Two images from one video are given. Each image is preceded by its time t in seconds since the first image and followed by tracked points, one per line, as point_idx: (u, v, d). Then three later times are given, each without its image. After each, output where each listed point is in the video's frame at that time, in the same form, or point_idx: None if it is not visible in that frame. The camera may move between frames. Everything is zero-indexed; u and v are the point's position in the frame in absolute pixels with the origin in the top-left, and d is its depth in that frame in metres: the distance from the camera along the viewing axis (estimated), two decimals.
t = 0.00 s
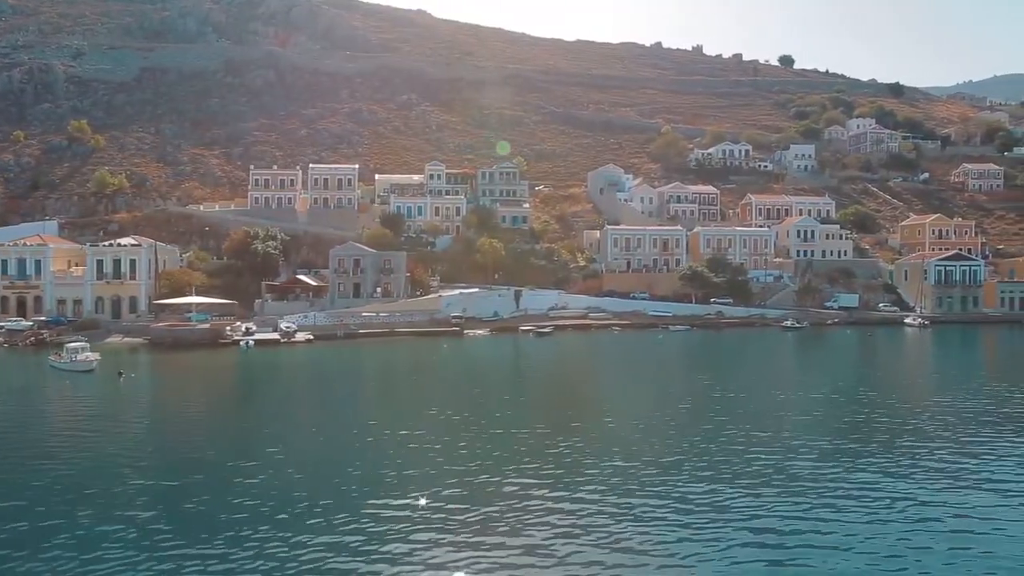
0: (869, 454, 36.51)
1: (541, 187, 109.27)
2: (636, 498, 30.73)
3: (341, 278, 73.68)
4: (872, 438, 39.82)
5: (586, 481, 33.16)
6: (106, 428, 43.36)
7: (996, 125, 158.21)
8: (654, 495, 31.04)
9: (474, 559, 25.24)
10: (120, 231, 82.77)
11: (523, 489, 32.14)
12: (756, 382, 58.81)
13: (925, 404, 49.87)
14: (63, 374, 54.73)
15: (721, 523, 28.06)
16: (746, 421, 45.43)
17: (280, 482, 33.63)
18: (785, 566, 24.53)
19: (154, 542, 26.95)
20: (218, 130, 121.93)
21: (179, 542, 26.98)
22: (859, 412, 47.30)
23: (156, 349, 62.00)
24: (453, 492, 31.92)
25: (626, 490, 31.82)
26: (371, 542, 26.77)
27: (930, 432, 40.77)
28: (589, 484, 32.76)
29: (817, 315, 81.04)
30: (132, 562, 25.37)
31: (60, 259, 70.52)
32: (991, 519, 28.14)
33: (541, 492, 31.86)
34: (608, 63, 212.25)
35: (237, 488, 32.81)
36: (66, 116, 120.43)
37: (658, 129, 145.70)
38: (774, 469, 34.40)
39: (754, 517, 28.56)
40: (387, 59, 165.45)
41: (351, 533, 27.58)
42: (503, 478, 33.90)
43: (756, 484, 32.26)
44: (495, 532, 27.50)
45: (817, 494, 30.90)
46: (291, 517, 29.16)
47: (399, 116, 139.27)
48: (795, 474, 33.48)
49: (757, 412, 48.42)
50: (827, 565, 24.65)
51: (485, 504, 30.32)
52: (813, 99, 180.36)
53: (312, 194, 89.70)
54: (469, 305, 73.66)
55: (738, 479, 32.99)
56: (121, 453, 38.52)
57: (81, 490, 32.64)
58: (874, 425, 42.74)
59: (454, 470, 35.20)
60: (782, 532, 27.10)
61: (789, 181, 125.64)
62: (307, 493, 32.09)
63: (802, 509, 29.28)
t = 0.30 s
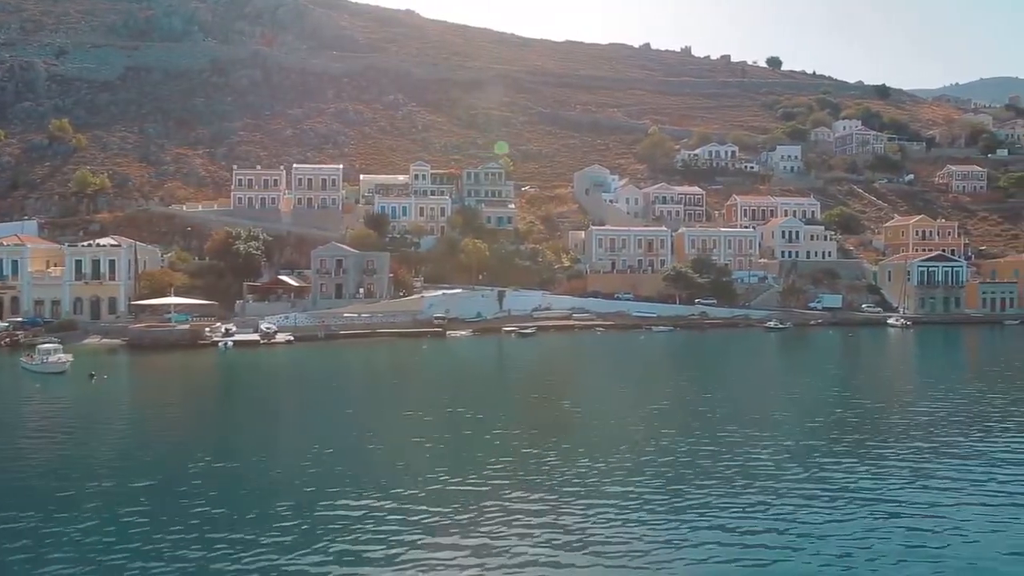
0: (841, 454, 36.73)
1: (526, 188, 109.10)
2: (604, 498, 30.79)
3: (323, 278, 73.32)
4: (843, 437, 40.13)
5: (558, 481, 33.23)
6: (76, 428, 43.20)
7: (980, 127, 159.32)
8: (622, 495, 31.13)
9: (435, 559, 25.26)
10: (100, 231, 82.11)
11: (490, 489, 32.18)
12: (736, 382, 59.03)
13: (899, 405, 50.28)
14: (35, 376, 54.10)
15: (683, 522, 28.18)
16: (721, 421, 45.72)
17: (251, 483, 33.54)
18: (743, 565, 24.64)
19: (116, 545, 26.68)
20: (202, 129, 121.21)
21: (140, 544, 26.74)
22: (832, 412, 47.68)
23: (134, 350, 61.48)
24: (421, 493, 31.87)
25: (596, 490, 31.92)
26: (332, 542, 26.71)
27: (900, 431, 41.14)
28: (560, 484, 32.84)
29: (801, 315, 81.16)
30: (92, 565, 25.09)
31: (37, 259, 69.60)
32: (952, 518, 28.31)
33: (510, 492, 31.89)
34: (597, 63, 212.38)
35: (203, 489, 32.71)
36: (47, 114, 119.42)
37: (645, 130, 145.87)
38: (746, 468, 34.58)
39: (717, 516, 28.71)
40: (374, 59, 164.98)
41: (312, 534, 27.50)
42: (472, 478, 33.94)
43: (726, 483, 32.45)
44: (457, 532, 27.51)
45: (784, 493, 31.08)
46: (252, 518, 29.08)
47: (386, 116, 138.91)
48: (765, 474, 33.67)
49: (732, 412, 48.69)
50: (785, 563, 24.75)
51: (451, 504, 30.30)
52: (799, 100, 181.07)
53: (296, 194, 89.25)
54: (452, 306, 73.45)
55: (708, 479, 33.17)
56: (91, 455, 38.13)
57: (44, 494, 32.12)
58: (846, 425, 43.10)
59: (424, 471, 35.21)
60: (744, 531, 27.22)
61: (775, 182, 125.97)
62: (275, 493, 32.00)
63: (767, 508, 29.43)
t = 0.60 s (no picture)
0: (813, 454, 36.66)
1: (511, 189, 108.88)
2: (566, 498, 30.60)
3: (303, 279, 72.82)
4: (816, 437, 40.24)
5: (524, 482, 33.04)
6: (42, 430, 42.91)
7: (962, 130, 160.53)
8: (585, 496, 30.95)
9: (393, 560, 25.03)
10: (79, 231, 81.31)
11: (458, 490, 31.94)
12: (714, 382, 58.98)
13: (875, 405, 50.42)
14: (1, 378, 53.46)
15: (642, 522, 28.10)
16: (698, 421, 45.76)
17: (219, 484, 33.27)
18: (696, 564, 24.54)
19: (74, 548, 26.36)
20: (184, 129, 120.34)
21: (99, 547, 26.39)
22: (808, 413, 47.79)
23: (110, 352, 60.79)
24: (384, 494, 31.59)
25: (560, 490, 31.76)
26: (290, 544, 26.43)
27: (873, 431, 41.31)
28: (525, 485, 32.64)
29: (783, 316, 81.21)
30: (47, 569, 24.71)
31: (13, 259, 69.52)
32: (911, 516, 28.22)
33: (473, 492, 31.63)
34: (583, 64, 212.57)
35: (163, 491, 32.43)
36: (27, 113, 118.25)
37: (631, 130, 145.98)
38: (715, 468, 34.53)
39: (677, 515, 28.65)
40: (359, 59, 164.43)
41: (264, 536, 27.25)
42: (441, 478, 33.73)
43: (692, 483, 32.37)
44: (413, 533, 27.27)
45: (748, 493, 31.02)
46: (208, 520, 28.82)
47: (371, 117, 138.42)
48: (734, 473, 33.61)
49: (709, 413, 48.71)
50: (738, 562, 24.66)
51: (412, 506, 30.03)
52: (784, 102, 181.87)
53: (278, 194, 88.66)
54: (434, 307, 73.15)
55: (675, 478, 33.09)
56: (58, 458, 37.63)
57: (3, 499, 31.54)
58: (821, 425, 43.23)
59: (396, 472, 34.99)
60: (702, 530, 27.14)
61: (759, 183, 126.26)
62: (236, 495, 31.71)
63: (729, 508, 29.35)
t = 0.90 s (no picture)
0: (783, 455, 36.54)
1: (494, 189, 108.66)
2: (524, 499, 30.33)
3: (282, 279, 72.30)
4: (787, 437, 40.29)
5: (486, 484, 32.71)
6: (3, 431, 42.39)
7: (944, 132, 161.78)
8: (545, 496, 30.69)
9: (347, 562, 24.64)
10: (55, 231, 80.41)
11: (422, 491, 31.63)
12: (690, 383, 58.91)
13: (849, 406, 50.57)
14: None
15: (602, 522, 27.84)
16: (671, 422, 45.71)
17: (181, 486, 32.91)
18: (644, 563, 24.31)
19: (26, 552, 25.90)
20: (165, 128, 119.41)
21: (52, 551, 25.94)
22: (782, 413, 47.86)
23: (84, 353, 60.04)
24: (343, 495, 31.20)
25: (522, 491, 31.46)
26: (245, 546, 26.03)
27: (844, 431, 41.38)
28: (486, 486, 32.28)
29: (764, 317, 81.30)
30: None
31: None
32: (868, 515, 28.02)
33: (432, 494, 31.27)
34: (569, 65, 212.74)
35: (118, 493, 31.98)
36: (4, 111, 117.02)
37: (616, 131, 146.13)
38: (682, 469, 34.35)
39: (635, 515, 28.41)
40: (344, 59, 163.82)
41: (210, 538, 26.81)
42: (407, 480, 33.44)
43: (655, 484, 32.13)
44: (367, 535, 26.85)
45: (708, 493, 30.80)
46: (157, 522, 28.44)
47: (354, 117, 137.85)
48: (700, 474, 33.41)
49: (683, 414, 48.67)
50: (689, 561, 24.42)
51: (366, 508, 29.62)
52: (769, 103, 182.72)
53: (259, 194, 88.03)
54: (414, 308, 72.83)
55: (638, 479, 32.84)
56: (22, 460, 37.09)
57: None
58: (793, 425, 43.31)
59: (362, 473, 34.68)
60: (655, 530, 26.94)
61: (743, 184, 126.62)
62: (192, 497, 31.26)
63: (687, 507, 29.17)
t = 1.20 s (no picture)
0: (748, 455, 36.58)
1: (477, 190, 108.33)
2: (479, 501, 30.10)
3: (260, 280, 71.76)
4: (756, 437, 40.44)
5: (444, 485, 32.48)
6: None
7: (924, 134, 163.01)
8: (501, 498, 30.49)
9: (298, 563, 24.39)
10: (30, 231, 79.40)
11: (384, 493, 31.39)
12: (664, 383, 58.92)
13: (822, 406, 50.74)
14: None
15: (561, 522, 27.71)
16: (643, 423, 45.79)
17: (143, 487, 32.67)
18: (591, 563, 24.15)
19: None
20: (145, 127, 118.32)
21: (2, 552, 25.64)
22: (755, 414, 47.99)
23: (56, 355, 59.32)
24: (299, 498, 30.89)
25: (478, 493, 31.24)
26: (198, 548, 25.77)
27: (815, 431, 41.49)
28: (444, 488, 32.03)
29: (744, 318, 81.42)
30: None
31: None
32: (821, 515, 27.98)
33: (388, 496, 30.97)
34: (554, 66, 212.75)
35: (70, 496, 31.58)
36: None
37: (599, 132, 146.21)
38: (644, 470, 34.31)
39: (588, 516, 28.26)
40: (327, 59, 163.00)
41: (154, 542, 26.40)
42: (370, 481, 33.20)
43: (615, 485, 32.02)
44: (322, 537, 26.60)
45: (666, 494, 30.69)
46: (104, 525, 28.04)
47: (337, 117, 137.13)
48: (661, 475, 33.35)
49: (656, 415, 48.73)
50: (636, 561, 24.25)
51: (319, 510, 29.30)
52: (753, 105, 183.49)
53: (238, 194, 87.35)
54: (393, 309, 72.49)
55: (598, 480, 32.71)
56: None
57: None
58: (765, 425, 43.47)
59: (326, 474, 34.46)
60: (607, 531, 26.77)
61: (725, 185, 126.95)
62: (146, 500, 30.89)
63: (642, 508, 29.04)
